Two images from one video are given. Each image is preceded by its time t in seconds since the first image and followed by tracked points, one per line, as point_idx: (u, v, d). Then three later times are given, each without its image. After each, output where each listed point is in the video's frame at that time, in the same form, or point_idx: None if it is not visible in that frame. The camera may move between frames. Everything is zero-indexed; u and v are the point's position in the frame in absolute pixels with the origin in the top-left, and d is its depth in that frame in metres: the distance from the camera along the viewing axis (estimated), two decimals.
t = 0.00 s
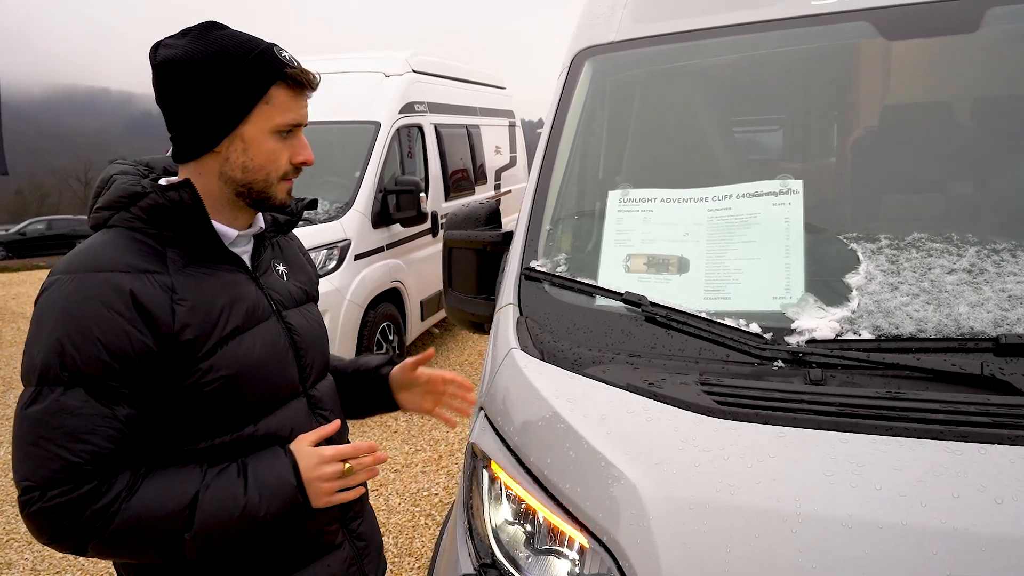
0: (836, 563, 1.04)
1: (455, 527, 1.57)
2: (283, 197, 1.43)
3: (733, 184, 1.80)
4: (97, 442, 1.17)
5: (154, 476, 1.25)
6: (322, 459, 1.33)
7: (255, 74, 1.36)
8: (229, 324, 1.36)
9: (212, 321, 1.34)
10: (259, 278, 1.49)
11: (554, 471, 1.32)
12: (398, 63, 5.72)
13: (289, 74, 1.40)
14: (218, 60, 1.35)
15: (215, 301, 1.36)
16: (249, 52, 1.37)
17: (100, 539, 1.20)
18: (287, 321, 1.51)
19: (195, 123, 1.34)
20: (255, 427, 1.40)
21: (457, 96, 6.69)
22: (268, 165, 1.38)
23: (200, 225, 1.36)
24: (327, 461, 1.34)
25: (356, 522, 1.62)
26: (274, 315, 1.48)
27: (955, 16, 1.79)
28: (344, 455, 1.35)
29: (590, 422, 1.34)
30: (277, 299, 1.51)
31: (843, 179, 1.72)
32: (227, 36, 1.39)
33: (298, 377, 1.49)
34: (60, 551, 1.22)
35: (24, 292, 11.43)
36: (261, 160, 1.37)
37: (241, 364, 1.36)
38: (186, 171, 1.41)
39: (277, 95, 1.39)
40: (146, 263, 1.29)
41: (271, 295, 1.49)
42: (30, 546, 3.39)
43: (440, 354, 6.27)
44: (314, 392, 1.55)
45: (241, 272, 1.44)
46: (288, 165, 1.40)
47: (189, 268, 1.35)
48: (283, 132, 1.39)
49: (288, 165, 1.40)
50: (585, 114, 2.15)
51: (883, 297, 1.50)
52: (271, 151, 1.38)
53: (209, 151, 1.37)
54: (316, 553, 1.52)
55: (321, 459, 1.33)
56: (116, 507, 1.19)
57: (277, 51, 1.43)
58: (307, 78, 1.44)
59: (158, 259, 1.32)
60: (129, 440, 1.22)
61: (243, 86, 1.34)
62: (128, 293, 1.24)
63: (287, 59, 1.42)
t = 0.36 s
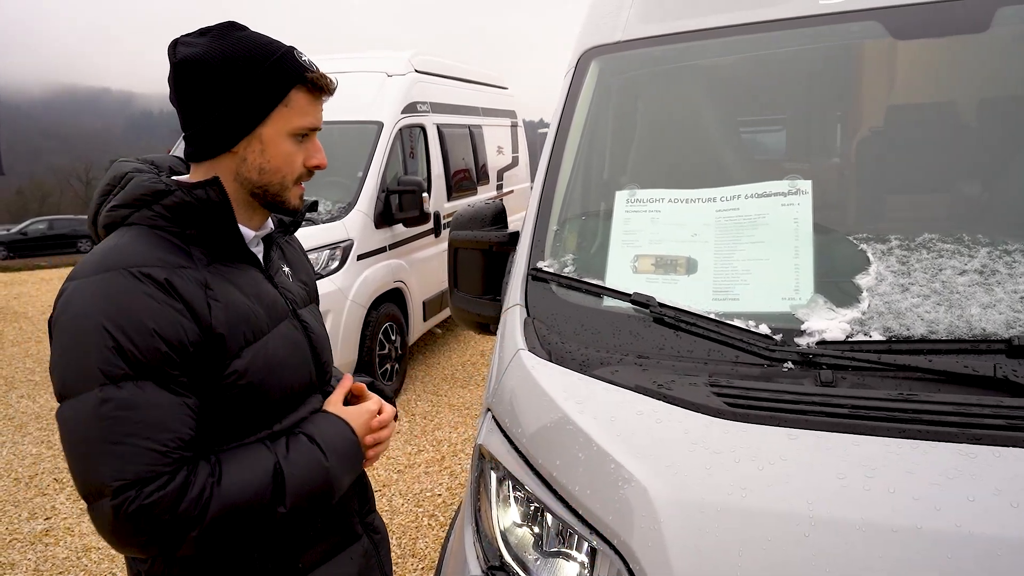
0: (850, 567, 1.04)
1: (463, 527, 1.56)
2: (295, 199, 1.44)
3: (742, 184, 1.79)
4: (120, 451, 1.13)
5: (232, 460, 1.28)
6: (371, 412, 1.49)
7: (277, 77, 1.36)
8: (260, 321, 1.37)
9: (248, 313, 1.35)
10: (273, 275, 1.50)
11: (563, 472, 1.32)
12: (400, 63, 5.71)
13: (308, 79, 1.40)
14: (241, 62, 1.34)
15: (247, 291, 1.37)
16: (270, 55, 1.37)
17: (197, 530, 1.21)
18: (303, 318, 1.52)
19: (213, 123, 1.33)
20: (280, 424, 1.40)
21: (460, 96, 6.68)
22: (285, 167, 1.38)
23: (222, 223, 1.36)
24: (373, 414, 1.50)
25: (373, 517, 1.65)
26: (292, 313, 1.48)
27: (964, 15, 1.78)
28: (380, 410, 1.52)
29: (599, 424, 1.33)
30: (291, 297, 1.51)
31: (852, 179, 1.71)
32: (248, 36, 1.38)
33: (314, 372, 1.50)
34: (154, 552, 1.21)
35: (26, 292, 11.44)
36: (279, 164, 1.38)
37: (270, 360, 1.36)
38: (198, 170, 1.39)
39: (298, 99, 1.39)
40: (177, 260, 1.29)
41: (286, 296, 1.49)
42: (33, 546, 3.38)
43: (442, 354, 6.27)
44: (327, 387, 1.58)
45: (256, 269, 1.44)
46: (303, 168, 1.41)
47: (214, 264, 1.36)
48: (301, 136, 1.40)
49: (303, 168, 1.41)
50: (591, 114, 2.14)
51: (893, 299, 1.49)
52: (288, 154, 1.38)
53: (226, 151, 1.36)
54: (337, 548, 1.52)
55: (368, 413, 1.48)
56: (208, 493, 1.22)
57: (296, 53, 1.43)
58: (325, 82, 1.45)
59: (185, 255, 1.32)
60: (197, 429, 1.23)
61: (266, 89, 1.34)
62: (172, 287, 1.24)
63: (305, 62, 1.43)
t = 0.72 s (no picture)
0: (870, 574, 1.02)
1: (472, 532, 1.54)
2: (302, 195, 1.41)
3: (752, 185, 1.77)
4: (103, 463, 1.12)
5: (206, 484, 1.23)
6: (368, 448, 1.38)
7: (272, 70, 1.33)
8: (265, 325, 1.35)
9: (248, 322, 1.32)
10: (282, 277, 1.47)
11: (575, 477, 1.30)
12: (403, 63, 5.70)
13: (304, 69, 1.37)
14: (233, 57, 1.31)
15: (250, 299, 1.34)
16: (263, 48, 1.34)
17: (155, 556, 1.17)
18: (312, 322, 1.49)
19: (211, 123, 1.32)
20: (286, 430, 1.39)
21: (462, 96, 6.67)
22: (288, 164, 1.36)
23: (224, 225, 1.35)
24: (371, 451, 1.39)
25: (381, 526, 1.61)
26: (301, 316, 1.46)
27: (976, 14, 1.77)
28: (384, 445, 1.42)
29: (611, 428, 1.31)
30: (299, 299, 1.49)
31: (864, 180, 1.69)
32: (239, 30, 1.35)
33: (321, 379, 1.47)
34: (112, 571, 1.18)
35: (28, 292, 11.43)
36: (280, 160, 1.35)
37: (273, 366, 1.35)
38: (199, 172, 1.38)
39: (295, 92, 1.36)
40: (174, 267, 1.26)
41: (294, 297, 1.47)
42: (36, 549, 3.36)
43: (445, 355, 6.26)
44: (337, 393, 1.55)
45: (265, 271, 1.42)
46: (308, 163, 1.38)
47: (215, 270, 1.33)
48: (301, 130, 1.37)
49: (307, 163, 1.38)
50: (598, 114, 2.12)
51: (908, 301, 1.47)
52: (289, 150, 1.36)
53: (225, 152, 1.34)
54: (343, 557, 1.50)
55: (366, 450, 1.38)
56: (169, 520, 1.17)
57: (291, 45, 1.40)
58: (323, 72, 1.42)
59: (185, 261, 1.29)
60: (174, 449, 1.20)
61: (261, 84, 1.32)
62: (164, 298, 1.21)
63: (301, 53, 1.40)
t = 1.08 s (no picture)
0: None
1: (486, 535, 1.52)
2: (307, 198, 1.37)
3: (767, 184, 1.74)
4: (81, 475, 1.10)
5: (187, 500, 1.20)
6: (364, 475, 1.32)
7: (278, 68, 1.30)
8: (263, 331, 1.32)
9: (245, 330, 1.29)
10: (290, 279, 1.44)
11: (593, 480, 1.28)
12: (406, 62, 5.68)
13: (311, 67, 1.33)
14: (238, 54, 1.30)
15: (245, 307, 1.31)
16: (270, 45, 1.31)
17: (128, 569, 1.14)
18: (321, 326, 1.45)
19: (214, 122, 1.30)
20: (288, 439, 1.35)
21: (465, 95, 6.65)
22: (291, 166, 1.32)
23: (221, 226, 1.31)
24: (368, 476, 1.33)
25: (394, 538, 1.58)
26: (308, 320, 1.42)
27: (997, 10, 1.74)
28: (385, 470, 1.35)
29: (629, 431, 1.29)
30: (309, 301, 1.45)
31: (884, 179, 1.67)
32: (248, 28, 1.33)
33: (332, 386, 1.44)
34: None
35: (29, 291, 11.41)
36: (283, 162, 1.31)
37: (276, 372, 1.32)
38: (206, 171, 1.37)
39: (301, 91, 1.32)
40: (169, 272, 1.24)
41: (303, 299, 1.44)
42: (39, 550, 3.34)
43: (448, 354, 6.24)
44: (349, 400, 1.50)
45: (271, 273, 1.40)
46: (312, 165, 1.34)
47: (214, 274, 1.30)
48: (305, 131, 1.33)
49: (312, 166, 1.34)
50: (610, 113, 2.10)
51: (930, 302, 1.45)
52: (293, 151, 1.32)
53: (229, 152, 1.32)
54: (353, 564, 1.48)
55: (361, 476, 1.32)
56: (144, 534, 1.14)
57: (302, 42, 1.37)
58: (334, 70, 1.37)
59: (182, 265, 1.27)
60: (156, 461, 1.17)
61: (265, 83, 1.29)
62: (151, 305, 1.18)
63: (310, 51, 1.36)
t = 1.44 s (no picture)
0: None
1: (500, 538, 1.50)
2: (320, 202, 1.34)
3: (781, 183, 1.72)
4: (82, 471, 1.09)
5: (188, 501, 1.18)
6: (368, 485, 1.24)
7: (300, 67, 1.29)
8: (270, 333, 1.29)
9: (250, 332, 1.27)
10: (305, 282, 1.41)
11: (611, 483, 1.26)
12: (408, 62, 5.66)
13: (335, 68, 1.31)
14: (263, 51, 1.29)
15: (252, 309, 1.28)
16: (296, 44, 1.30)
17: (124, 569, 1.12)
18: (334, 330, 1.42)
19: (234, 118, 1.29)
20: (294, 445, 1.32)
21: (468, 95, 6.64)
22: (306, 166, 1.30)
23: (230, 224, 1.29)
24: (374, 486, 1.25)
25: (405, 550, 1.55)
26: (320, 324, 1.39)
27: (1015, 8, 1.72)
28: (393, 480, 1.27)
29: (646, 432, 1.27)
30: (323, 305, 1.42)
31: (901, 179, 1.65)
32: (277, 26, 1.32)
33: (343, 392, 1.40)
34: None
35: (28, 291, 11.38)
36: (297, 163, 1.29)
37: (285, 376, 1.29)
38: (224, 166, 1.36)
39: (322, 92, 1.30)
40: (175, 269, 1.23)
41: (316, 302, 1.41)
42: (42, 552, 3.31)
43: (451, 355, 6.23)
44: (362, 407, 1.45)
45: (283, 275, 1.37)
46: (328, 167, 1.31)
47: (222, 274, 1.28)
48: (324, 132, 1.31)
49: (329, 168, 1.32)
50: (622, 112, 2.08)
51: (951, 302, 1.44)
52: (310, 152, 1.30)
53: (247, 148, 1.31)
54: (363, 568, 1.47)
55: (367, 485, 1.24)
56: (142, 534, 1.12)
57: (330, 44, 1.36)
58: (359, 74, 1.35)
59: (190, 263, 1.26)
60: (157, 459, 1.15)
61: (286, 81, 1.28)
62: (156, 302, 1.18)
63: (336, 52, 1.34)
